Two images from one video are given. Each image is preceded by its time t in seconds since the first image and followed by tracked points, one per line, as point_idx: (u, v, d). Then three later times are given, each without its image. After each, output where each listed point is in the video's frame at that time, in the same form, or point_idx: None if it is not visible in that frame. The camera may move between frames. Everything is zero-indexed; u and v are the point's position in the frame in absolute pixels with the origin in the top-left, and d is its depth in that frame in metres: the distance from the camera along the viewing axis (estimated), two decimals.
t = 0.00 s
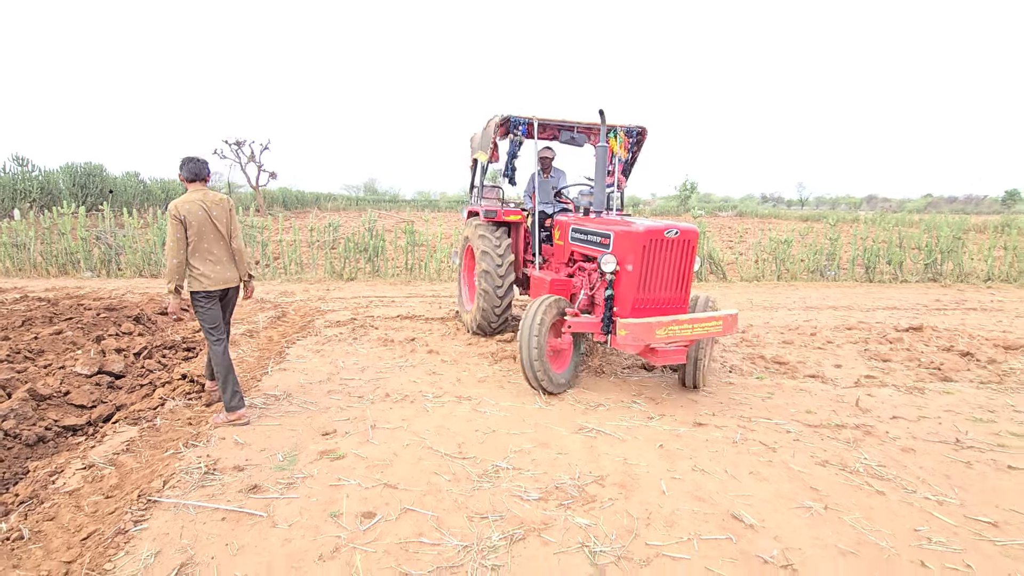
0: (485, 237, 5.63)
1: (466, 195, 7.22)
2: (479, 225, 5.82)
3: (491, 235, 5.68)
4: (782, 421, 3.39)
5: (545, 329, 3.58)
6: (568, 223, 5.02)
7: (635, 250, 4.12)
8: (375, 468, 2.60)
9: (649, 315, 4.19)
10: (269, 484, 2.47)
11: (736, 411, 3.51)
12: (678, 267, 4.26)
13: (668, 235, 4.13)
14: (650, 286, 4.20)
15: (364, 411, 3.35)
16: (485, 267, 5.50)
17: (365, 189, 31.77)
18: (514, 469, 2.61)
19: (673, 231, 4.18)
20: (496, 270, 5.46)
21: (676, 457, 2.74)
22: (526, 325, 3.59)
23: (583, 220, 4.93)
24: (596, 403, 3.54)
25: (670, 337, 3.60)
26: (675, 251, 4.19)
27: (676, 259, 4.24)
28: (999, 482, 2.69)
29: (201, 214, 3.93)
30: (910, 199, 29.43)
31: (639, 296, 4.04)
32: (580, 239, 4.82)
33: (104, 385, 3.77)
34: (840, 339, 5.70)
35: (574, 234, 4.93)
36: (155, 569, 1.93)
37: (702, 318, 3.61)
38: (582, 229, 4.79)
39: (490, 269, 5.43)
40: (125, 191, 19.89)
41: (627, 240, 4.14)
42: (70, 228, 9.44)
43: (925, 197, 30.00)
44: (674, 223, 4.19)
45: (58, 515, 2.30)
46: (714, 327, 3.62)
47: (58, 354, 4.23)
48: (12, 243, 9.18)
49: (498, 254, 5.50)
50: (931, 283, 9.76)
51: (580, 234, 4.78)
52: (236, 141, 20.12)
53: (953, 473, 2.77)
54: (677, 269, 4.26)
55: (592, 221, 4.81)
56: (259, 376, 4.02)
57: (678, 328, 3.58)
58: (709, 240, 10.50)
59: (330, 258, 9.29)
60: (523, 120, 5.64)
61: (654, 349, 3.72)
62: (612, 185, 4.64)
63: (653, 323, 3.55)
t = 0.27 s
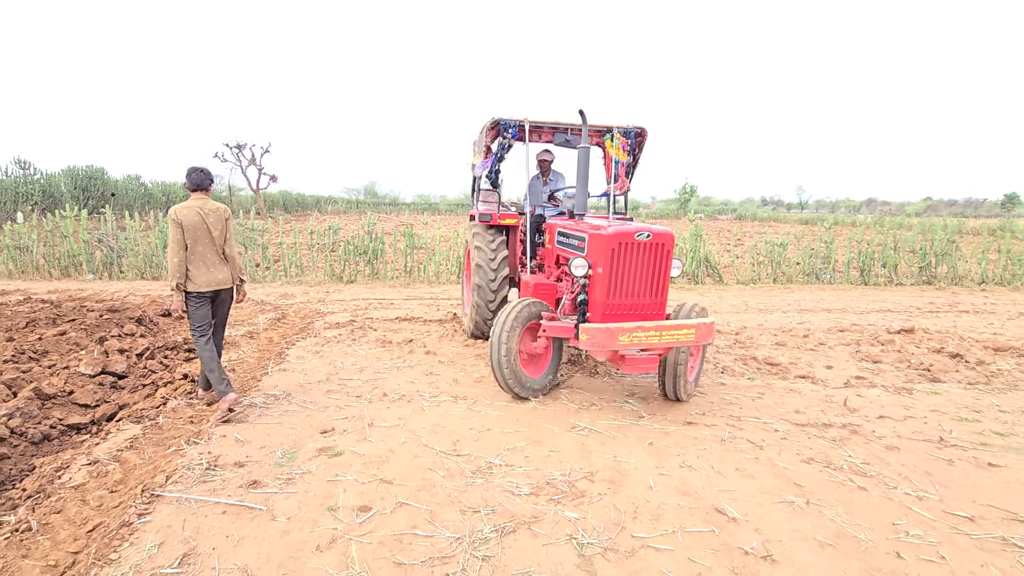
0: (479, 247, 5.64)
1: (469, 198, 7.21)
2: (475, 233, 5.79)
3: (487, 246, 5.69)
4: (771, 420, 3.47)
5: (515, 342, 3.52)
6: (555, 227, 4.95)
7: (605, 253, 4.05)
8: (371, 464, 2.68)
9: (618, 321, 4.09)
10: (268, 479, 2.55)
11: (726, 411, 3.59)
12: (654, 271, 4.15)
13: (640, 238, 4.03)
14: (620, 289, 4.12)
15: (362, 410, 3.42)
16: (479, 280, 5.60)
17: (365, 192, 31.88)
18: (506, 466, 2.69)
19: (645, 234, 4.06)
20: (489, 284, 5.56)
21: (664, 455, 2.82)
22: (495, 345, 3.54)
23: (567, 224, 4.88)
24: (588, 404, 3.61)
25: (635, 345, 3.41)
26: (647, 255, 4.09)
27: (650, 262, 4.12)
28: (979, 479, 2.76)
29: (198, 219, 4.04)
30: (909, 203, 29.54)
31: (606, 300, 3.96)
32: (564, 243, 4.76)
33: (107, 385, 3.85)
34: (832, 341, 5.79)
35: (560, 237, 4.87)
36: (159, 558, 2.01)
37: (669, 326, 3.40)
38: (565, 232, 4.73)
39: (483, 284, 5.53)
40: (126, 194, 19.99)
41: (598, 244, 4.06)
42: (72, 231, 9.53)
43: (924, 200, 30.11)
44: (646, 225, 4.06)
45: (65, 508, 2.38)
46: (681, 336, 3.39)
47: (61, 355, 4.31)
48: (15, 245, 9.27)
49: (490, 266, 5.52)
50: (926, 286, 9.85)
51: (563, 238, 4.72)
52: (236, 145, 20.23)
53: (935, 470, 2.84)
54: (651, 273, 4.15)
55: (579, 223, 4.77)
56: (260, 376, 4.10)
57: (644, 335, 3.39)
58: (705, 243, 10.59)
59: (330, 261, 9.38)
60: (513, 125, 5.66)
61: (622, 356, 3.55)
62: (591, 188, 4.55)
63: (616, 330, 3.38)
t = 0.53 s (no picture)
0: (475, 262, 5.70)
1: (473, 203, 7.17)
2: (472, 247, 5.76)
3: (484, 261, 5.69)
4: (767, 419, 3.53)
5: (491, 367, 3.40)
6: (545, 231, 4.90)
7: (577, 258, 4.00)
8: (375, 461, 2.74)
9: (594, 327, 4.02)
10: (275, 476, 2.61)
11: (723, 411, 3.65)
12: (630, 275, 4.02)
13: (611, 242, 3.93)
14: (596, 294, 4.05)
15: (365, 409, 3.49)
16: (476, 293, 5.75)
17: (367, 196, 32.00)
18: (507, 463, 2.75)
19: (617, 237, 3.92)
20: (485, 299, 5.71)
21: (661, 453, 2.88)
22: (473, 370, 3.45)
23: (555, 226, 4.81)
24: (587, 404, 3.68)
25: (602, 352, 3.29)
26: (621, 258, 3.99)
27: (626, 267, 3.99)
28: (970, 476, 2.82)
29: (201, 219, 4.25)
30: (910, 206, 29.60)
31: (577, 305, 3.92)
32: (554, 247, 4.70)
33: (115, 385, 3.92)
34: (830, 342, 5.85)
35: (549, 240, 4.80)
36: (171, 551, 2.08)
37: (638, 333, 3.26)
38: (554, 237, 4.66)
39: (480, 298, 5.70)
40: (130, 198, 20.11)
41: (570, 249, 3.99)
42: (77, 235, 9.62)
43: (925, 204, 30.15)
44: (619, 228, 3.92)
45: (78, 503, 2.45)
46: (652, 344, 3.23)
47: (70, 356, 4.38)
48: (21, 249, 9.36)
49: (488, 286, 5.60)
50: (924, 288, 9.90)
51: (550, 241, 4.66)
52: (239, 149, 20.37)
53: (927, 468, 2.90)
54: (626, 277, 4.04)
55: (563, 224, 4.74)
56: (264, 377, 4.17)
57: (611, 342, 3.26)
58: (705, 245, 10.66)
59: (332, 264, 9.45)
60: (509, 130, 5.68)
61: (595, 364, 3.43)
62: (574, 190, 4.51)
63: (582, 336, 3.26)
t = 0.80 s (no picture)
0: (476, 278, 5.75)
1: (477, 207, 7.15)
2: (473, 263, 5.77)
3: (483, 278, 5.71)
4: (770, 420, 3.58)
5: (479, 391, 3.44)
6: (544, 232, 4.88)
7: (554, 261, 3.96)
8: (385, 459, 2.82)
9: (570, 331, 3.95)
10: (288, 473, 2.69)
11: (727, 412, 3.70)
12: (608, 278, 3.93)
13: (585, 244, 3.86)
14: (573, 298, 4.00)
15: (375, 409, 3.57)
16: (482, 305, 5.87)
17: (373, 199, 32.19)
18: (514, 461, 2.82)
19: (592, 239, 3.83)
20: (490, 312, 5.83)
21: (665, 452, 2.94)
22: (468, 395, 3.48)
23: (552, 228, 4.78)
24: (592, 405, 3.75)
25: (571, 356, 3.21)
26: (597, 260, 3.91)
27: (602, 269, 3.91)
28: (971, 475, 2.85)
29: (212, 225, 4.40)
30: (918, 208, 29.47)
31: (553, 309, 3.88)
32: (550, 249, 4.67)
33: (131, 386, 4.01)
34: (834, 345, 5.88)
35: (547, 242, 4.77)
36: (190, 544, 2.15)
37: (609, 338, 3.14)
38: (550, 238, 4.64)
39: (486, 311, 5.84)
40: (140, 202, 20.36)
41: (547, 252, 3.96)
42: (90, 239, 9.77)
43: (934, 206, 30.00)
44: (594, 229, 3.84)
45: (100, 499, 2.53)
46: (621, 349, 3.10)
47: (85, 357, 4.48)
48: (35, 253, 9.53)
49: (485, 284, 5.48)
50: (931, 291, 9.89)
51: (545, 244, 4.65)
52: (248, 154, 20.58)
53: (928, 468, 2.94)
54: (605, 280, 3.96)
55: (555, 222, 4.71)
56: (276, 378, 4.26)
57: (579, 345, 3.18)
58: (710, 248, 10.70)
59: (340, 267, 9.56)
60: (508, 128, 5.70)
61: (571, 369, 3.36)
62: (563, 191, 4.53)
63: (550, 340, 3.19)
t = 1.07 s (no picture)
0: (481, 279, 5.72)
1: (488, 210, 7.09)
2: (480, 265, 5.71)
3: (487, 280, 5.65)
4: (777, 421, 3.61)
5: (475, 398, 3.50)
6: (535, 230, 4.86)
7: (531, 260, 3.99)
8: (397, 455, 2.90)
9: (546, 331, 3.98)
10: (304, 467, 2.78)
11: (734, 412, 3.74)
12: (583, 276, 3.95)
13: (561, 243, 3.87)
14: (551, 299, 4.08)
15: (386, 407, 3.65)
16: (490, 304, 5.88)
17: (384, 201, 32.41)
18: (522, 459, 2.88)
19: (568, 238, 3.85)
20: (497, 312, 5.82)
21: (671, 450, 2.98)
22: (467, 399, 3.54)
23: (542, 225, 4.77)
24: (600, 405, 3.80)
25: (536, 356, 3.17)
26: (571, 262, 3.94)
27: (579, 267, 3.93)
28: (977, 476, 2.87)
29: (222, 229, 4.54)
30: (935, 209, 29.11)
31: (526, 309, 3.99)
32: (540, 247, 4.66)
33: (151, 383, 4.13)
34: (843, 347, 5.88)
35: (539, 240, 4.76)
36: (211, 533, 2.25)
37: (571, 339, 3.06)
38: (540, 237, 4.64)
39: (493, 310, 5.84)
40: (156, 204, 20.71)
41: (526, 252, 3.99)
42: (109, 240, 9.99)
43: (950, 208, 29.62)
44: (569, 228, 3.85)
45: (125, 490, 2.64)
46: (582, 351, 2.99)
47: (107, 356, 4.62)
48: (56, 255, 9.76)
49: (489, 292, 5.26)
50: (944, 293, 9.80)
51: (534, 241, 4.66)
52: (262, 156, 20.85)
53: (933, 468, 2.96)
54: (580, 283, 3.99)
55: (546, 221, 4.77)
56: (290, 376, 4.36)
57: (543, 345, 3.14)
58: (720, 250, 10.69)
59: (352, 268, 9.69)
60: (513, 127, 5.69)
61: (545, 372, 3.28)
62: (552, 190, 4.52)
63: (514, 339, 3.18)
